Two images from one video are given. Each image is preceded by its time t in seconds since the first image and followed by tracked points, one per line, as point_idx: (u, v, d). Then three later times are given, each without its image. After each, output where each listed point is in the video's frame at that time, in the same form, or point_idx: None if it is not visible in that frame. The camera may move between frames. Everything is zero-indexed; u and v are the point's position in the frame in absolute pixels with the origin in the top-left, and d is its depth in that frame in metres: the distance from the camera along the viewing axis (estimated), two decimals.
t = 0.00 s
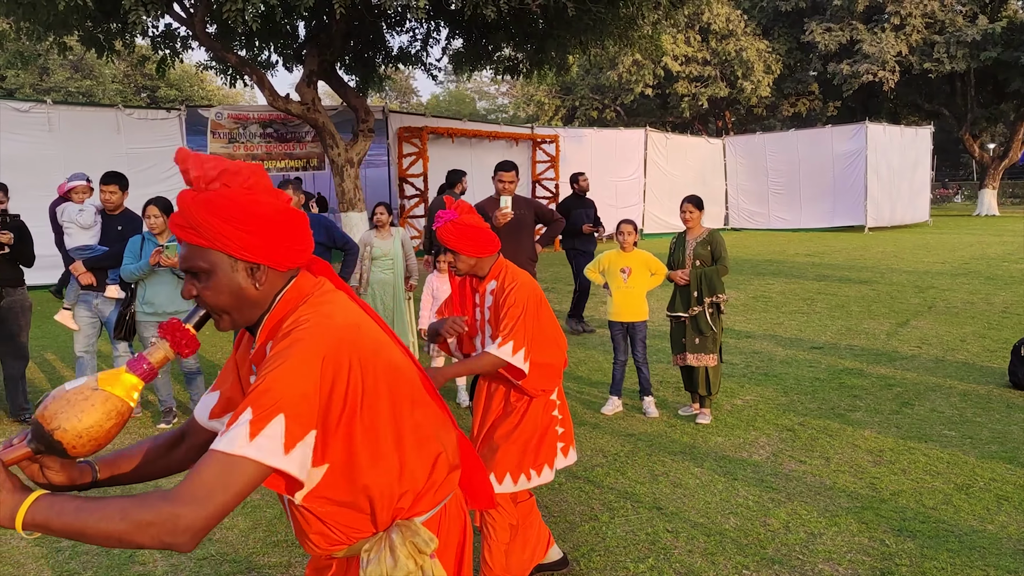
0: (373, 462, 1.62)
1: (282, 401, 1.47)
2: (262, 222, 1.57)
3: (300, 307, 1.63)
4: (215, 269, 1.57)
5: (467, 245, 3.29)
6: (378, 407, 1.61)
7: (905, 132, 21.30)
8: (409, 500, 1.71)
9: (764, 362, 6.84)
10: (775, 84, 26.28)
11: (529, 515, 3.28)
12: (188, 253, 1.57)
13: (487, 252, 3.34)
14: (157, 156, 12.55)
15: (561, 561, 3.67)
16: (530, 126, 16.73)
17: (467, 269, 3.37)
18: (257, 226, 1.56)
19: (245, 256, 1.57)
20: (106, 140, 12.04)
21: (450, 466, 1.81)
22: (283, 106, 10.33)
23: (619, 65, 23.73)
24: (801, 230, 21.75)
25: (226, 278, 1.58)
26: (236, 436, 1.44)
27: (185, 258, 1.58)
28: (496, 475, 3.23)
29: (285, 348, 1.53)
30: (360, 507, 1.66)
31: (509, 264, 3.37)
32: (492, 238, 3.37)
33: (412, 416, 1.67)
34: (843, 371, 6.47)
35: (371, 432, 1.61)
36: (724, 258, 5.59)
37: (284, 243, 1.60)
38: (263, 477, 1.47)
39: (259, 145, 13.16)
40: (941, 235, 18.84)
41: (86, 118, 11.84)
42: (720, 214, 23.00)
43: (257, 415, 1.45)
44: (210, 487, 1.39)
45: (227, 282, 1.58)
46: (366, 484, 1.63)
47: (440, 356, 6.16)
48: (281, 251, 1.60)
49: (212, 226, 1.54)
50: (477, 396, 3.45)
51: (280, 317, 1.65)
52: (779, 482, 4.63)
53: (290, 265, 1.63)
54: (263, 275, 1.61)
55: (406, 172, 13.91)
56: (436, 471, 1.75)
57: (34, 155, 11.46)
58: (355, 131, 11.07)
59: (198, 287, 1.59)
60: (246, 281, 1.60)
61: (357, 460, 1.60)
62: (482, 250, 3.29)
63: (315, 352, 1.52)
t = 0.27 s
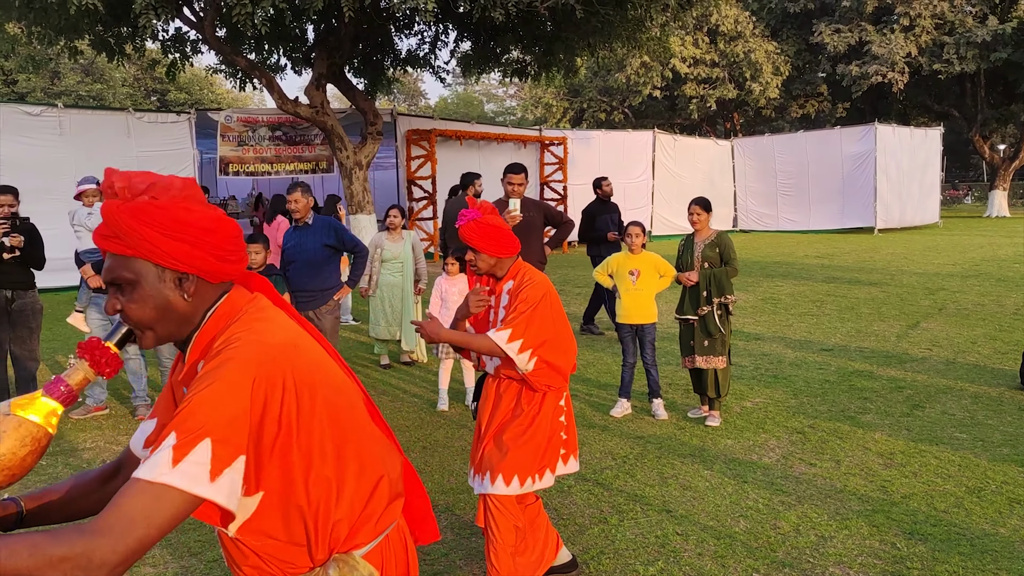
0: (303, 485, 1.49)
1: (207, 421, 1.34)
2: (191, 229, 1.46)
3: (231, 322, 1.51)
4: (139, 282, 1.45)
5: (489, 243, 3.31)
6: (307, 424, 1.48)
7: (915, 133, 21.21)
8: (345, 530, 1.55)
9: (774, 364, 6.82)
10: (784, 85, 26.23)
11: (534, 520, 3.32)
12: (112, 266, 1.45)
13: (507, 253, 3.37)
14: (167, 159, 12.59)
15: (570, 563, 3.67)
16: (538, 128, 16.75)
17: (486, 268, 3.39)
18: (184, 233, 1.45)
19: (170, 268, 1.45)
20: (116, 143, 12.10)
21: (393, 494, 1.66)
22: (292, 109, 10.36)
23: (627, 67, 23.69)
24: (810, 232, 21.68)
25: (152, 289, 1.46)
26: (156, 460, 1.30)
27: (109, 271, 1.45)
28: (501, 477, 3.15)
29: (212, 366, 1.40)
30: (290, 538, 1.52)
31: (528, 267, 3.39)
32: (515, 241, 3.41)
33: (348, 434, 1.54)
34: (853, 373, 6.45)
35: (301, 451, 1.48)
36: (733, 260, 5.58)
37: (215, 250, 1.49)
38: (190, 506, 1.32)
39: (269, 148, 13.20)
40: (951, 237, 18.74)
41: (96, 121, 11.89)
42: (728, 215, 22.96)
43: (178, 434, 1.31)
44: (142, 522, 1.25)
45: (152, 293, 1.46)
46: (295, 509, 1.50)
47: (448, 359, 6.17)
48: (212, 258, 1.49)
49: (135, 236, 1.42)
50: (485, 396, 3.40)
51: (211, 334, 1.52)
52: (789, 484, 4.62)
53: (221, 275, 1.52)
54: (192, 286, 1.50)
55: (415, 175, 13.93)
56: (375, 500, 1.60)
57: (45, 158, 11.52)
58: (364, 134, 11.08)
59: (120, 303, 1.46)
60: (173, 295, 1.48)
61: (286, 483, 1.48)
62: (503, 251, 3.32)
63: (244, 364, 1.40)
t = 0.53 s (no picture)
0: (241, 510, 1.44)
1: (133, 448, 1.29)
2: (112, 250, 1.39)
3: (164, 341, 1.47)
4: (60, 305, 1.39)
5: (507, 247, 3.36)
6: (242, 447, 1.43)
7: (927, 133, 21.11)
8: (292, 555, 1.51)
9: (785, 365, 6.81)
10: (795, 85, 26.13)
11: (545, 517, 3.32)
12: (31, 289, 1.38)
13: (523, 259, 3.41)
14: (180, 162, 12.67)
15: (581, 563, 3.67)
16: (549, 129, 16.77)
17: (500, 272, 3.42)
18: (106, 253, 1.38)
19: (90, 291, 1.39)
20: (130, 146, 12.19)
21: (343, 512, 1.62)
22: (303, 112, 10.41)
23: (637, 68, 23.64)
24: (822, 232, 21.59)
25: (75, 312, 1.40)
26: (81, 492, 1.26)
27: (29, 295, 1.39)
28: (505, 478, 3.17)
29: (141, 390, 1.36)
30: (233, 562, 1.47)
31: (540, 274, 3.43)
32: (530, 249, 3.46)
33: (288, 453, 1.49)
34: (865, 374, 6.43)
35: (238, 474, 1.43)
36: (744, 260, 5.58)
37: (145, 269, 1.43)
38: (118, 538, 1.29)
39: (280, 151, 13.26)
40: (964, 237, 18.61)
41: (109, 125, 11.99)
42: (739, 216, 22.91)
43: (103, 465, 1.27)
44: (67, 557, 1.22)
45: (75, 317, 1.40)
46: (233, 534, 1.45)
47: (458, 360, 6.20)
48: (139, 278, 1.42)
49: (54, 258, 1.36)
50: (491, 401, 3.35)
51: (143, 355, 1.47)
52: (801, 485, 4.61)
53: (150, 294, 1.46)
54: (116, 307, 1.44)
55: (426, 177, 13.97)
56: (323, 518, 1.55)
57: (59, 162, 11.63)
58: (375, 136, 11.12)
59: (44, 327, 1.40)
60: (99, 318, 1.42)
61: (223, 505, 1.44)
62: (520, 255, 3.37)
63: (175, 387, 1.36)
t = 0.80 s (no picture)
0: (179, 524, 1.47)
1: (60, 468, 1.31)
2: (34, 266, 1.43)
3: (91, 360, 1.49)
4: None
5: (511, 234, 3.37)
6: (175, 467, 1.46)
7: (943, 131, 20.96)
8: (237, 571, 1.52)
9: (800, 365, 6.79)
10: (809, 83, 25.99)
11: (562, 517, 3.28)
12: None
13: (525, 248, 3.41)
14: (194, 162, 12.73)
15: (595, 562, 3.66)
16: (561, 129, 16.78)
17: (500, 259, 3.40)
18: (26, 268, 1.42)
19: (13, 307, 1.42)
20: (144, 147, 12.26)
21: (292, 526, 1.64)
22: (316, 112, 10.44)
23: (650, 67, 23.46)
24: (836, 230, 21.48)
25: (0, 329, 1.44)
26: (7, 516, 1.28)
27: None
28: (515, 471, 3.13)
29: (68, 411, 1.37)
30: None
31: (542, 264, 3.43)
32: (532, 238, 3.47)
33: (225, 471, 1.52)
34: (881, 374, 6.40)
35: (172, 491, 1.46)
36: (759, 261, 5.57)
37: (73, 286, 1.47)
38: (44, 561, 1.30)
39: (294, 151, 13.30)
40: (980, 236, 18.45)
41: (124, 125, 12.06)
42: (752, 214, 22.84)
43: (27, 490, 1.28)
44: None
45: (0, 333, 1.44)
46: (172, 552, 1.48)
47: (472, 360, 6.22)
48: (65, 294, 1.46)
49: None
50: (501, 395, 3.38)
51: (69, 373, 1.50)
52: (817, 487, 4.60)
53: (77, 307, 1.50)
54: (42, 324, 1.47)
55: (439, 176, 13.98)
56: (270, 533, 1.58)
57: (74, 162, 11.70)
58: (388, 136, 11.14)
59: None
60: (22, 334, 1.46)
61: (159, 523, 1.45)
62: (523, 243, 3.38)
63: (100, 406, 1.38)
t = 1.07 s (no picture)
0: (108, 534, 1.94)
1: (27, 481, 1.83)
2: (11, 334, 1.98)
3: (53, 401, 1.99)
4: None
5: (512, 233, 3.27)
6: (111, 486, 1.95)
7: (963, 128, 20.78)
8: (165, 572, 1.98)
9: (818, 364, 6.74)
10: (826, 80, 25.80)
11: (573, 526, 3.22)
12: None
13: (527, 245, 3.31)
14: (209, 161, 12.79)
15: (608, 554, 3.66)
16: (576, 126, 16.75)
17: (502, 258, 3.32)
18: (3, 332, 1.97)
19: None
20: (161, 145, 12.31)
21: (217, 544, 2.09)
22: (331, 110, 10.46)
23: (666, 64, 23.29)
24: (853, 229, 21.36)
25: None
26: None
27: None
28: (510, 485, 3.10)
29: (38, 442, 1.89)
30: None
31: (546, 264, 3.35)
32: (536, 237, 3.38)
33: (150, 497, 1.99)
34: (900, 374, 6.35)
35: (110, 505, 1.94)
36: (778, 260, 5.55)
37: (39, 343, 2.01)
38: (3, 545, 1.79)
39: (308, 149, 13.32)
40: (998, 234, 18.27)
41: (140, 125, 12.12)
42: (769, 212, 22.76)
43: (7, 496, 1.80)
44: None
45: None
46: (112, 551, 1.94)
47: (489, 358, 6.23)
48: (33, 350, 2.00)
49: None
50: (497, 401, 3.30)
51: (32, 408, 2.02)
52: (836, 487, 4.57)
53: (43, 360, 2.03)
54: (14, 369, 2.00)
55: (454, 175, 13.97)
56: (193, 548, 2.03)
57: (91, 162, 11.73)
58: (403, 134, 11.14)
59: None
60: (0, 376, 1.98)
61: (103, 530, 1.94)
62: (525, 242, 3.29)
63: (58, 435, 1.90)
